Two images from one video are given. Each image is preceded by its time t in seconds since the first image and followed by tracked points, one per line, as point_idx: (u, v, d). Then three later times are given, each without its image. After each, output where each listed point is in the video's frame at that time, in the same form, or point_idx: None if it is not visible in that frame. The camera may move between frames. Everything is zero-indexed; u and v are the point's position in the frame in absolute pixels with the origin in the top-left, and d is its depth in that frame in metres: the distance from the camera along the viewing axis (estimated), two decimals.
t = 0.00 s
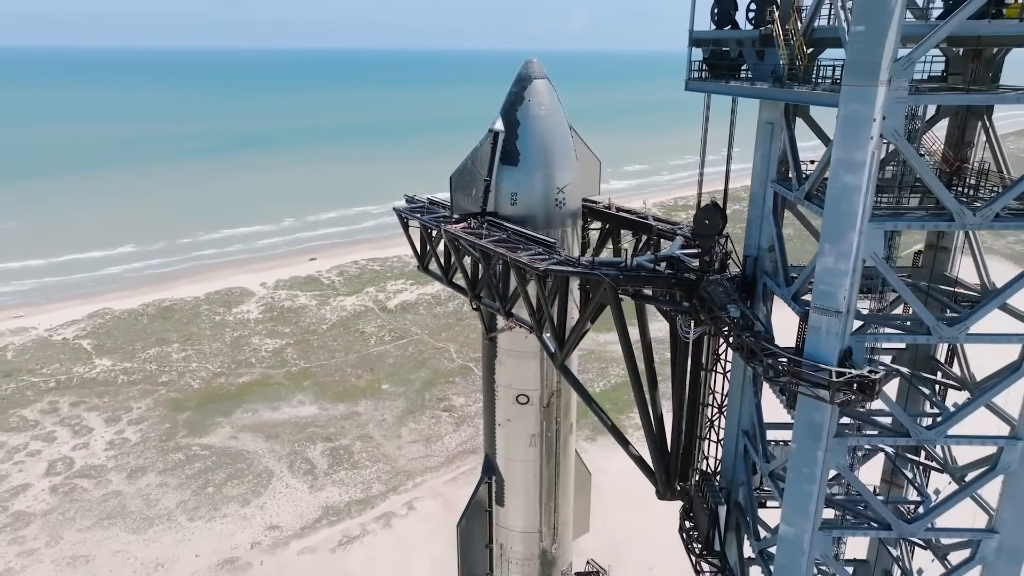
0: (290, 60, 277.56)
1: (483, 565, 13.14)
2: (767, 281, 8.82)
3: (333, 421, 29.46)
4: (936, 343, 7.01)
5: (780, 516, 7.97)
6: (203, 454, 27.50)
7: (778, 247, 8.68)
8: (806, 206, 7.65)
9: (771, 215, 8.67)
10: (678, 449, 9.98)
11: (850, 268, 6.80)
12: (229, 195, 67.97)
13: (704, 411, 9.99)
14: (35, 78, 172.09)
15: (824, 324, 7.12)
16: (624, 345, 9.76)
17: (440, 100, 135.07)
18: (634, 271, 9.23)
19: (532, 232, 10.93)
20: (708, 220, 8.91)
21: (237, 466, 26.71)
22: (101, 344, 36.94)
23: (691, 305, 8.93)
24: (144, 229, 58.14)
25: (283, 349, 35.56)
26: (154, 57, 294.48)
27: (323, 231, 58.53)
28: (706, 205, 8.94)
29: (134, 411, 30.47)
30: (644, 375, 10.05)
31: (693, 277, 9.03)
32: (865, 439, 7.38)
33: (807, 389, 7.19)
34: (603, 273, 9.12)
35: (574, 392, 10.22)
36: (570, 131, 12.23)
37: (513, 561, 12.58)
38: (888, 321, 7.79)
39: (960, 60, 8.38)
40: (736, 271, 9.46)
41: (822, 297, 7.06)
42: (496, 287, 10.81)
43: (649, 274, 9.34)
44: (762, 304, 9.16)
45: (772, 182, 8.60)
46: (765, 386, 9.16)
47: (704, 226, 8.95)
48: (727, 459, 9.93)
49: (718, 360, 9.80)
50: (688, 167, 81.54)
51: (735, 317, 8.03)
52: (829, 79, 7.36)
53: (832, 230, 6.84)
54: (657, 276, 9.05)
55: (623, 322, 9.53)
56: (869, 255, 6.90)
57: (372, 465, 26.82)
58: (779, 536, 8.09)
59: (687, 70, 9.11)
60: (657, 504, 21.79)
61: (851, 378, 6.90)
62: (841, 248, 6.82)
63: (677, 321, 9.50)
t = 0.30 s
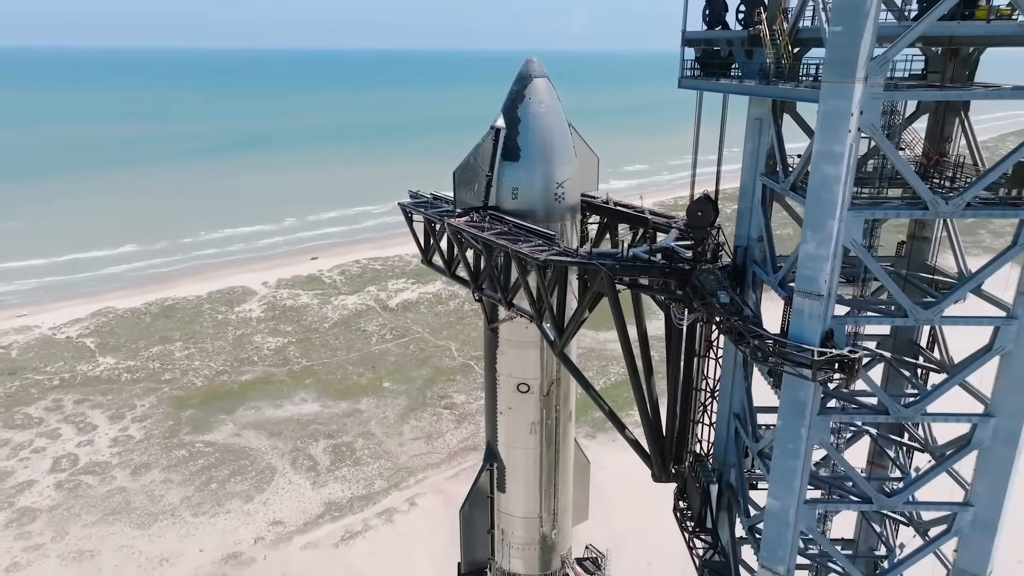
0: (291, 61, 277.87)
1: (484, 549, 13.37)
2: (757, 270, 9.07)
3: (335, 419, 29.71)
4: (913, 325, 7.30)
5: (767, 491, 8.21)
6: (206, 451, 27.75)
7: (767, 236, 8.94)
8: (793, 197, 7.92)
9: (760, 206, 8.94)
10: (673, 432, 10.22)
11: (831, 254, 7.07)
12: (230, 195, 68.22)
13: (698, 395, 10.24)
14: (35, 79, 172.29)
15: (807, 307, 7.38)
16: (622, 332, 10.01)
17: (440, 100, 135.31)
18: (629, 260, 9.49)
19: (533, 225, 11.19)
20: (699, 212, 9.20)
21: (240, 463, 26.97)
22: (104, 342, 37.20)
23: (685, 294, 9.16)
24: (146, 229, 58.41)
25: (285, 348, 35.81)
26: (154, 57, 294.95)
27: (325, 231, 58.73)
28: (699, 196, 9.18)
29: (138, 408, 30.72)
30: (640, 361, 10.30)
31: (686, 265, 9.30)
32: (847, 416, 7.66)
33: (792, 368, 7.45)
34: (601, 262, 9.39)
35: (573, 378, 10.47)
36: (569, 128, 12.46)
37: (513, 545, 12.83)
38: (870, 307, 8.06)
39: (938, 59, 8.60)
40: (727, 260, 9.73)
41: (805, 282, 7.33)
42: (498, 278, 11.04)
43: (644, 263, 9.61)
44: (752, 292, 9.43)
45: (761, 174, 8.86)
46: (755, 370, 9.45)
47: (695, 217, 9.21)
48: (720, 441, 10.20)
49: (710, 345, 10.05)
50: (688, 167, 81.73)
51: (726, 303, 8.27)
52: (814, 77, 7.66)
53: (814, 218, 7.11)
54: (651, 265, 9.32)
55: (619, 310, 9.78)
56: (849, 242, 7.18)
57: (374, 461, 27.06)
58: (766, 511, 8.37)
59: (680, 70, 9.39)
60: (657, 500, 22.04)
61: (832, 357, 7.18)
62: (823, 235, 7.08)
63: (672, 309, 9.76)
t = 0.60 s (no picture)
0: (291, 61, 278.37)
1: (486, 535, 13.64)
2: (746, 259, 9.35)
3: (337, 416, 29.96)
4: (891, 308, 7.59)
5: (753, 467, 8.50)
6: (209, 448, 28.01)
7: (756, 226, 9.21)
8: (778, 188, 8.20)
9: (749, 197, 9.21)
10: (666, 417, 10.51)
11: (813, 241, 7.36)
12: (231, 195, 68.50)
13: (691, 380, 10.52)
14: (36, 79, 172.56)
15: (790, 291, 7.67)
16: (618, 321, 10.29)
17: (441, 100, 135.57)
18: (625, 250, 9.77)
19: (533, 218, 11.44)
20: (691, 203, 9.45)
21: (243, 459, 27.22)
22: (107, 340, 37.47)
23: (678, 282, 9.42)
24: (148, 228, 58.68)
25: (287, 345, 36.07)
26: (155, 56, 295.49)
27: (325, 230, 58.95)
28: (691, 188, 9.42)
29: (141, 405, 30.98)
30: (636, 348, 10.58)
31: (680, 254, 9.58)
32: (829, 396, 7.95)
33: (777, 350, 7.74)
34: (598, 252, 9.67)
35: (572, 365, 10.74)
36: (568, 125, 12.71)
37: (514, 531, 13.08)
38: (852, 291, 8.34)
39: (917, 57, 8.90)
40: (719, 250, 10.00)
41: (788, 267, 7.61)
42: (498, 270, 11.30)
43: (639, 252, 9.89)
44: (742, 280, 9.71)
45: (750, 167, 9.13)
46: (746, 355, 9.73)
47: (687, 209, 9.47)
48: (711, 425, 10.51)
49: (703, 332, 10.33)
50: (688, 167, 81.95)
51: (716, 290, 8.55)
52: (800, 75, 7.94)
53: (796, 207, 7.39)
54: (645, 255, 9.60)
55: (616, 299, 10.05)
56: (831, 230, 7.45)
57: (375, 458, 27.32)
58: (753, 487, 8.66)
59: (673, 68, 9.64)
60: (655, 495, 22.29)
61: (815, 338, 7.46)
62: (806, 223, 7.36)
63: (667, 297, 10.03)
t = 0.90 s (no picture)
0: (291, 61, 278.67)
1: (487, 522, 13.89)
2: (737, 250, 9.60)
3: (339, 413, 30.21)
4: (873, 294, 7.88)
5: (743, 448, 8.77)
6: (212, 444, 28.25)
7: (747, 218, 9.46)
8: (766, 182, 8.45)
9: (739, 190, 9.48)
10: (662, 404, 10.76)
11: (797, 231, 7.62)
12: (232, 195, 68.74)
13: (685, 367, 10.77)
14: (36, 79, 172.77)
15: (777, 278, 7.92)
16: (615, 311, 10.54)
17: (441, 100, 135.80)
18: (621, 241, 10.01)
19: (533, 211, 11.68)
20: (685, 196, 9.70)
21: (246, 455, 27.47)
22: (110, 338, 37.71)
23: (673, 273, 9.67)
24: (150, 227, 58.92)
25: (289, 343, 36.33)
26: (154, 56, 295.54)
27: (326, 230, 59.19)
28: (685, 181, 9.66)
29: (144, 402, 31.22)
30: (631, 336, 10.83)
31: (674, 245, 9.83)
32: (816, 378, 8.22)
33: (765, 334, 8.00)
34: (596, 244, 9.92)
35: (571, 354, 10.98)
36: (568, 122, 12.96)
37: (515, 517, 13.32)
38: (837, 280, 8.60)
39: (899, 56, 9.16)
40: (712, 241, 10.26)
41: (775, 256, 7.86)
42: (499, 263, 11.54)
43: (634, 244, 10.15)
44: (733, 271, 9.96)
45: (741, 162, 9.37)
46: (737, 342, 9.98)
47: (682, 201, 9.70)
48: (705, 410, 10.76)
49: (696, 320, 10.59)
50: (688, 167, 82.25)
51: (708, 278, 8.81)
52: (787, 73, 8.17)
53: (783, 198, 7.63)
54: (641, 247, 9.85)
55: (613, 289, 10.29)
56: (816, 221, 7.70)
57: (376, 454, 27.57)
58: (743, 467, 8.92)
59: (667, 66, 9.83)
60: (653, 491, 22.54)
61: (802, 322, 7.73)
62: (791, 214, 7.61)
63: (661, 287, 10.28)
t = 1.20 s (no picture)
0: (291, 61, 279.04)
1: (487, 509, 14.16)
2: (727, 241, 9.88)
3: (340, 410, 30.48)
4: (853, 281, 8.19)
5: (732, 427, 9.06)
6: (214, 441, 28.52)
7: (736, 210, 9.74)
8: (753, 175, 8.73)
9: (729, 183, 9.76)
10: (655, 389, 11.06)
11: (781, 220, 7.89)
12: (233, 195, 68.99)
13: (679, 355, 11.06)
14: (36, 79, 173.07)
15: (763, 265, 8.18)
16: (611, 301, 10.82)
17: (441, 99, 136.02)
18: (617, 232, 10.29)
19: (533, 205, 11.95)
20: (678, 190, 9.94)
21: (248, 452, 27.73)
22: (113, 336, 37.97)
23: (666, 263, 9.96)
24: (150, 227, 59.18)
25: (290, 341, 36.61)
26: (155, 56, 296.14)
27: (326, 229, 59.45)
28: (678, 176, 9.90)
29: (147, 399, 31.49)
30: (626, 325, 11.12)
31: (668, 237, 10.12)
32: (800, 362, 8.54)
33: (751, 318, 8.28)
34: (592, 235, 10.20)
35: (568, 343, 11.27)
36: (567, 120, 13.23)
37: (515, 504, 13.58)
38: (821, 268, 8.91)
39: (882, 56, 9.46)
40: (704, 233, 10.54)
41: (760, 244, 8.13)
42: (500, 254, 11.82)
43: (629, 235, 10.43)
44: (724, 261, 10.23)
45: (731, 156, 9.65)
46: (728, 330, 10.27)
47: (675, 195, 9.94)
48: (697, 395, 11.05)
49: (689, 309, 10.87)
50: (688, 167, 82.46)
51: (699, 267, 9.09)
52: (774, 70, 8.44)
53: (768, 188, 7.89)
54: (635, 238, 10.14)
55: (610, 280, 10.57)
56: (799, 211, 7.97)
57: (378, 450, 27.82)
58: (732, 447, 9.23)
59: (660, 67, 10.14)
60: (651, 486, 22.81)
61: (786, 307, 8.02)
62: (776, 203, 7.87)
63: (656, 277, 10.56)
